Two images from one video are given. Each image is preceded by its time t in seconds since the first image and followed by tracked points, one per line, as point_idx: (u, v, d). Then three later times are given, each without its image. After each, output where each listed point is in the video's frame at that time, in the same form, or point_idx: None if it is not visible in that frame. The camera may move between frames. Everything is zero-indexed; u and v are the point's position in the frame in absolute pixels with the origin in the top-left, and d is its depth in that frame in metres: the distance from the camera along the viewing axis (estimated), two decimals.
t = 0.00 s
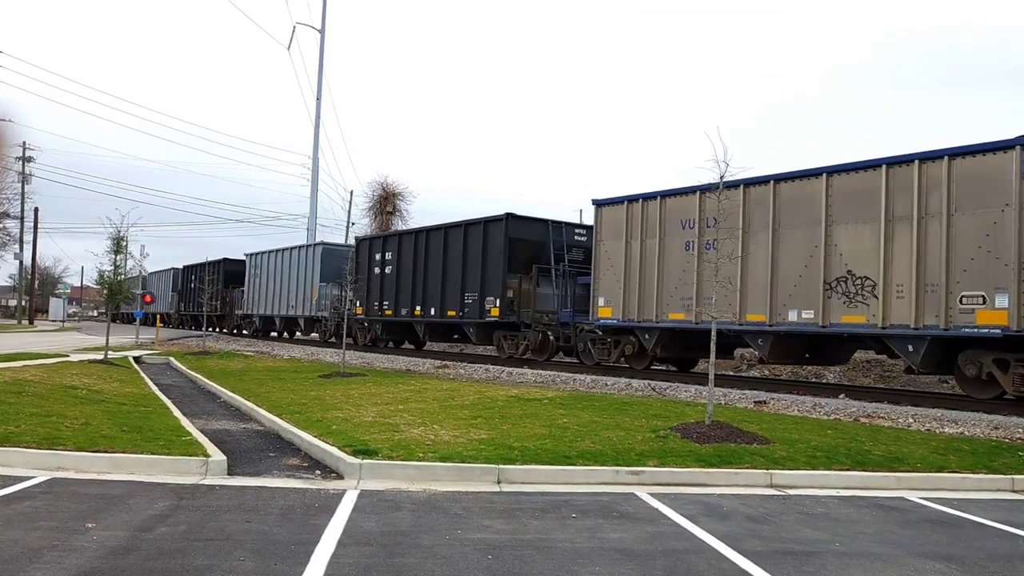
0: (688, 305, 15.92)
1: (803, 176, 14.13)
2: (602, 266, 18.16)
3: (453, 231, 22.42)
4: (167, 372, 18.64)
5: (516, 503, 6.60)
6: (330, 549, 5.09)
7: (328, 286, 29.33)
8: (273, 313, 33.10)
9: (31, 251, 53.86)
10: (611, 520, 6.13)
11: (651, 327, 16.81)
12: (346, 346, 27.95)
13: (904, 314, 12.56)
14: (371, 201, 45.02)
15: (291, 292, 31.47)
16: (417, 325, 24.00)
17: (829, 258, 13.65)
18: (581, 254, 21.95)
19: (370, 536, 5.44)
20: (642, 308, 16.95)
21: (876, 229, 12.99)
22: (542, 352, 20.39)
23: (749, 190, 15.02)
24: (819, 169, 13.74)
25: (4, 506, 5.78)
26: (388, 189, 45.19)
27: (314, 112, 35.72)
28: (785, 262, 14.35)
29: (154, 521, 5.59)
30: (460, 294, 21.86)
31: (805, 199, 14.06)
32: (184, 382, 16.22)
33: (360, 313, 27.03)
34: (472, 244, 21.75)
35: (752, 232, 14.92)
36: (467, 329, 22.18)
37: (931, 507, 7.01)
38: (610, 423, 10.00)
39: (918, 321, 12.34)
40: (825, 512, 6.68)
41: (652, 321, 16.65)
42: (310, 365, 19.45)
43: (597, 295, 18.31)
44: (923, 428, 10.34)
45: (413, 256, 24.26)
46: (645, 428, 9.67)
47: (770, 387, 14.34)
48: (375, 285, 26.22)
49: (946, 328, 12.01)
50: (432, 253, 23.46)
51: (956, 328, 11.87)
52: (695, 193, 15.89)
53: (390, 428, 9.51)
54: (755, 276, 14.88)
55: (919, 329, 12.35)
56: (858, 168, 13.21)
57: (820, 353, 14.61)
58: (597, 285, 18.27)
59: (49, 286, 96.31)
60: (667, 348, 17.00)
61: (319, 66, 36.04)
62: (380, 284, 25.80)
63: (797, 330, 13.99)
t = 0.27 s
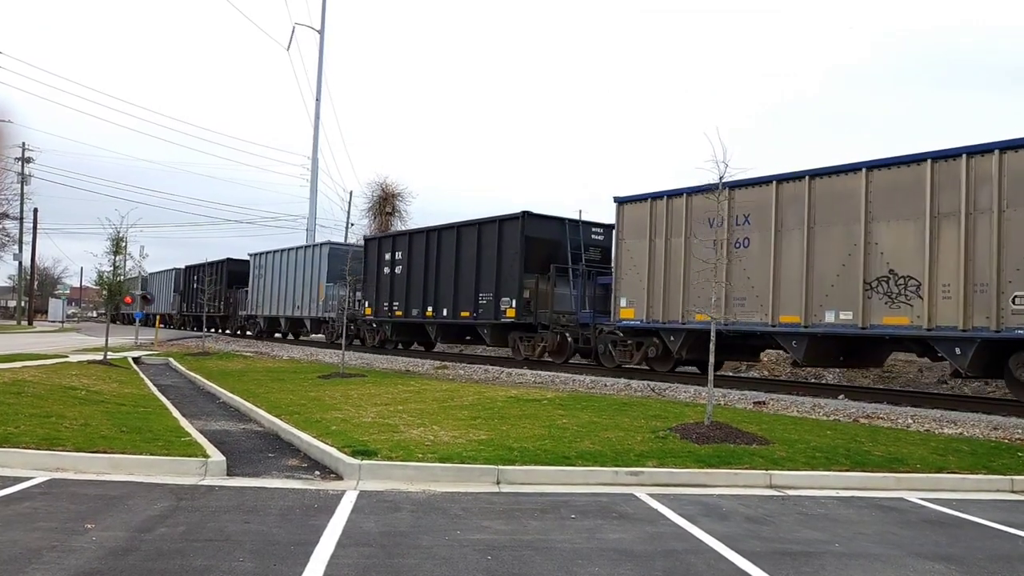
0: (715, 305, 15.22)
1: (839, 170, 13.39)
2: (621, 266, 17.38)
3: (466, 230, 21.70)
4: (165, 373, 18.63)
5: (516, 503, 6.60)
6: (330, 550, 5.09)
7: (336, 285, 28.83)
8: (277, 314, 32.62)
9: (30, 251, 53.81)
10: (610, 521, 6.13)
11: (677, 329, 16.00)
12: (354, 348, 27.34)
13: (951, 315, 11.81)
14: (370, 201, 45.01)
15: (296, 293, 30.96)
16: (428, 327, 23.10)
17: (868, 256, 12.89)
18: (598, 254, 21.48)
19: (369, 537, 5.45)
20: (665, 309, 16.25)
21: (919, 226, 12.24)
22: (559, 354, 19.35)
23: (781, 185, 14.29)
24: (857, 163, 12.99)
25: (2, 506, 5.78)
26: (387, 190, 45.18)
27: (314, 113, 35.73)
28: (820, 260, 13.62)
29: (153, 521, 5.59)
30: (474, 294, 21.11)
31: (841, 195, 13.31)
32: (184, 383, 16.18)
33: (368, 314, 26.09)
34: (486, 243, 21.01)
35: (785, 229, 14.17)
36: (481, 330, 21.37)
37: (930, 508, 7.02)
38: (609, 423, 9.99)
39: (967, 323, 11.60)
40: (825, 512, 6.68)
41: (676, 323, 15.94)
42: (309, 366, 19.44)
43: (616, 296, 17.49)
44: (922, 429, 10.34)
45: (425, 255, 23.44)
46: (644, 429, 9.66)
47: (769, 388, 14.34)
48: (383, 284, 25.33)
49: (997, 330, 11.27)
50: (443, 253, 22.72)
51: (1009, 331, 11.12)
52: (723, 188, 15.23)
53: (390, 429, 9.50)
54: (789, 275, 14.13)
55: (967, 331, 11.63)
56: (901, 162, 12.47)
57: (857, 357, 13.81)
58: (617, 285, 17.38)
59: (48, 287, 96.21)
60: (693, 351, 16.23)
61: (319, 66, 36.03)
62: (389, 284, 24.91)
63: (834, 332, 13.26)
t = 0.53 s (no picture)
0: (742, 304, 14.81)
1: (873, 164, 12.95)
2: (642, 264, 16.93)
3: (479, 228, 21.36)
4: (165, 373, 18.64)
5: (515, 503, 6.60)
6: (329, 550, 5.09)
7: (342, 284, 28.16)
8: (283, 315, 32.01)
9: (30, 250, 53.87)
10: (610, 520, 6.13)
11: (700, 329, 15.61)
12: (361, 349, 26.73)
13: (995, 315, 11.38)
14: (369, 201, 45.01)
15: (302, 292, 30.28)
16: (438, 327, 22.71)
17: (906, 253, 12.43)
18: (614, 252, 21.05)
19: (369, 536, 5.44)
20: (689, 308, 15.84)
21: (961, 222, 11.79)
22: (575, 355, 18.93)
23: (812, 180, 13.85)
24: (894, 157, 12.52)
25: (1, 506, 5.77)
26: (386, 189, 45.20)
27: (314, 113, 35.72)
28: (853, 258, 13.19)
29: (152, 521, 5.59)
30: (487, 293, 20.76)
31: (877, 190, 12.87)
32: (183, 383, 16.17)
33: (376, 314, 25.66)
34: (500, 241, 20.68)
35: (816, 226, 13.73)
36: (495, 331, 20.98)
37: (930, 507, 7.01)
38: (609, 423, 9.99)
39: (1013, 322, 11.17)
40: (824, 512, 6.68)
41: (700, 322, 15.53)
42: (308, 365, 19.43)
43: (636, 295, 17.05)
44: (921, 428, 10.35)
45: (436, 254, 23.10)
46: (644, 428, 9.67)
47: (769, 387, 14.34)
48: (393, 283, 24.93)
49: None
50: (455, 251, 22.36)
51: None
52: (750, 183, 14.82)
53: (389, 428, 9.49)
54: (820, 274, 13.68)
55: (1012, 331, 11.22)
56: (943, 156, 11.99)
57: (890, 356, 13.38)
58: (637, 284, 16.90)
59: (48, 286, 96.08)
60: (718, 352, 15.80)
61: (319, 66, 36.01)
62: (399, 283, 24.50)
63: (868, 332, 12.84)
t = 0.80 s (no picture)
0: (775, 302, 14.41)
1: (913, 157, 12.48)
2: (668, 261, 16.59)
3: (494, 224, 21.05)
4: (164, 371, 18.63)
5: (514, 501, 6.60)
6: (329, 548, 5.09)
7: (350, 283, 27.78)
8: (288, 313, 31.51)
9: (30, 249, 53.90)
10: (609, 519, 6.13)
11: (728, 328, 15.28)
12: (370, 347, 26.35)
13: None
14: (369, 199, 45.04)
15: (308, 291, 29.71)
16: (451, 326, 22.48)
17: (951, 248, 11.93)
18: (631, 249, 20.78)
19: (369, 535, 5.44)
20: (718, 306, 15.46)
21: (1009, 216, 11.28)
22: (594, 354, 18.66)
23: (849, 174, 13.40)
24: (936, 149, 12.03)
25: (1, 505, 5.77)
26: (386, 188, 45.22)
27: (313, 111, 35.69)
28: (892, 254, 12.74)
29: (152, 520, 5.59)
30: (502, 292, 20.47)
31: (917, 183, 12.39)
32: (183, 382, 16.17)
33: (386, 312, 25.31)
34: (516, 238, 20.38)
35: (853, 221, 13.29)
36: (510, 330, 20.69)
37: (929, 505, 7.02)
38: (609, 421, 9.99)
39: None
40: (824, 510, 6.68)
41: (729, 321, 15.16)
42: (307, 364, 19.42)
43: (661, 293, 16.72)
44: (921, 426, 10.35)
45: (449, 251, 22.78)
46: (644, 427, 9.68)
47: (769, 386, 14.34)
48: (404, 281, 24.62)
49: None
50: (468, 249, 22.08)
51: None
52: (782, 178, 14.40)
53: (389, 427, 9.49)
54: (856, 271, 13.26)
55: None
56: (990, 147, 11.47)
57: (936, 354, 12.81)
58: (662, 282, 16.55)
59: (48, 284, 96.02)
60: (747, 352, 15.40)
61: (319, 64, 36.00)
62: (410, 281, 24.19)
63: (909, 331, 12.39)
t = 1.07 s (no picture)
0: (809, 300, 14.00)
1: (957, 148, 12.03)
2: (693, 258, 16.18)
3: (509, 221, 20.62)
4: (165, 371, 18.64)
5: (514, 499, 6.60)
6: (329, 546, 5.09)
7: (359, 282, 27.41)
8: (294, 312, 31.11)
9: (29, 248, 53.95)
10: (610, 517, 6.13)
11: (759, 327, 14.90)
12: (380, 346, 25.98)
13: None
14: (368, 198, 45.03)
15: (315, 290, 29.31)
16: (464, 325, 22.14)
17: (999, 243, 11.51)
18: (651, 246, 20.35)
19: (369, 533, 5.44)
20: (748, 304, 15.06)
21: None
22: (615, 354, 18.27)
23: (887, 167, 12.97)
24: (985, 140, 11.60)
25: (1, 504, 5.77)
26: (385, 186, 45.22)
27: (312, 110, 35.66)
28: (934, 250, 12.32)
29: (152, 519, 5.59)
30: (517, 289, 20.11)
31: (963, 176, 11.96)
32: (182, 381, 16.17)
33: (395, 311, 24.94)
34: (531, 235, 19.97)
35: (893, 216, 12.83)
36: (526, 329, 20.29)
37: (929, 503, 7.02)
38: (608, 419, 10.00)
39: None
40: (824, 508, 6.68)
41: (759, 320, 14.77)
42: (307, 363, 19.42)
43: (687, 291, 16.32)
44: (921, 424, 10.36)
45: (462, 249, 22.33)
46: (644, 425, 9.68)
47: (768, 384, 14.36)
48: (415, 279, 24.22)
49: None
50: (482, 247, 21.66)
51: None
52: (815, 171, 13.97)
53: (390, 425, 9.50)
54: (896, 267, 12.81)
55: None
56: None
57: (980, 354, 12.49)
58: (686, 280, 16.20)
59: (47, 281, 95.66)
60: (778, 352, 15.08)
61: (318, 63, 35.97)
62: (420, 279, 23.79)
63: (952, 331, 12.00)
